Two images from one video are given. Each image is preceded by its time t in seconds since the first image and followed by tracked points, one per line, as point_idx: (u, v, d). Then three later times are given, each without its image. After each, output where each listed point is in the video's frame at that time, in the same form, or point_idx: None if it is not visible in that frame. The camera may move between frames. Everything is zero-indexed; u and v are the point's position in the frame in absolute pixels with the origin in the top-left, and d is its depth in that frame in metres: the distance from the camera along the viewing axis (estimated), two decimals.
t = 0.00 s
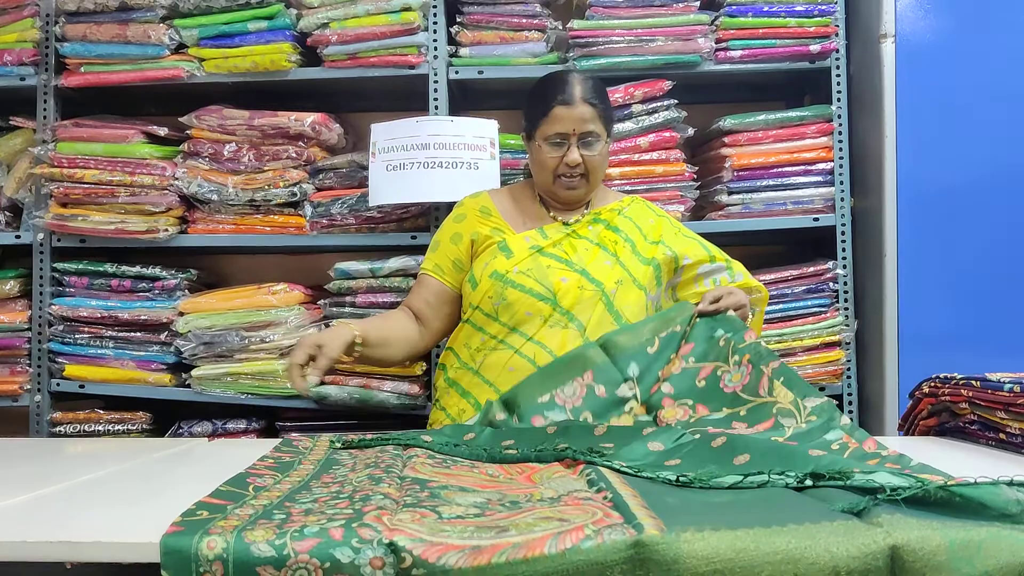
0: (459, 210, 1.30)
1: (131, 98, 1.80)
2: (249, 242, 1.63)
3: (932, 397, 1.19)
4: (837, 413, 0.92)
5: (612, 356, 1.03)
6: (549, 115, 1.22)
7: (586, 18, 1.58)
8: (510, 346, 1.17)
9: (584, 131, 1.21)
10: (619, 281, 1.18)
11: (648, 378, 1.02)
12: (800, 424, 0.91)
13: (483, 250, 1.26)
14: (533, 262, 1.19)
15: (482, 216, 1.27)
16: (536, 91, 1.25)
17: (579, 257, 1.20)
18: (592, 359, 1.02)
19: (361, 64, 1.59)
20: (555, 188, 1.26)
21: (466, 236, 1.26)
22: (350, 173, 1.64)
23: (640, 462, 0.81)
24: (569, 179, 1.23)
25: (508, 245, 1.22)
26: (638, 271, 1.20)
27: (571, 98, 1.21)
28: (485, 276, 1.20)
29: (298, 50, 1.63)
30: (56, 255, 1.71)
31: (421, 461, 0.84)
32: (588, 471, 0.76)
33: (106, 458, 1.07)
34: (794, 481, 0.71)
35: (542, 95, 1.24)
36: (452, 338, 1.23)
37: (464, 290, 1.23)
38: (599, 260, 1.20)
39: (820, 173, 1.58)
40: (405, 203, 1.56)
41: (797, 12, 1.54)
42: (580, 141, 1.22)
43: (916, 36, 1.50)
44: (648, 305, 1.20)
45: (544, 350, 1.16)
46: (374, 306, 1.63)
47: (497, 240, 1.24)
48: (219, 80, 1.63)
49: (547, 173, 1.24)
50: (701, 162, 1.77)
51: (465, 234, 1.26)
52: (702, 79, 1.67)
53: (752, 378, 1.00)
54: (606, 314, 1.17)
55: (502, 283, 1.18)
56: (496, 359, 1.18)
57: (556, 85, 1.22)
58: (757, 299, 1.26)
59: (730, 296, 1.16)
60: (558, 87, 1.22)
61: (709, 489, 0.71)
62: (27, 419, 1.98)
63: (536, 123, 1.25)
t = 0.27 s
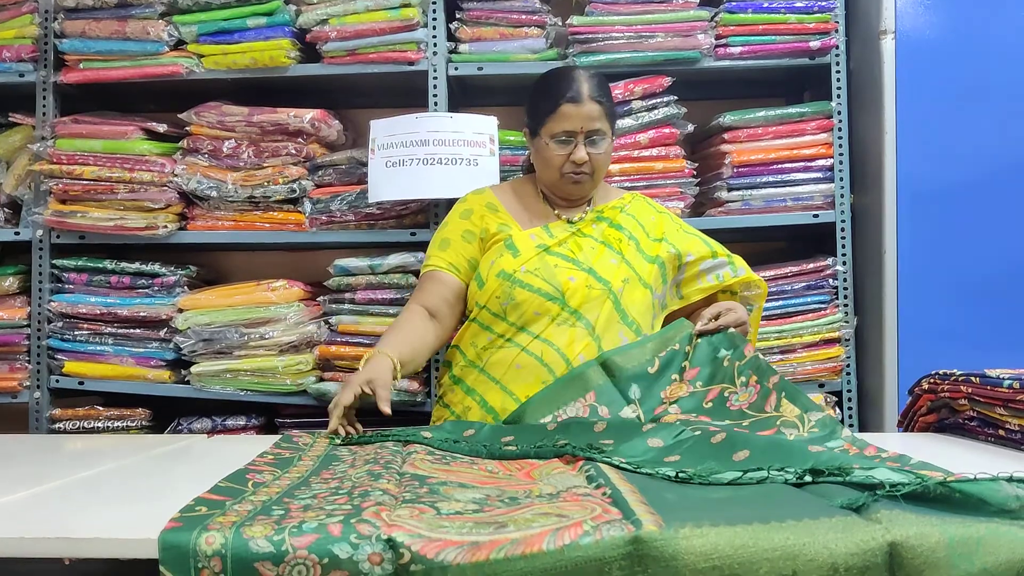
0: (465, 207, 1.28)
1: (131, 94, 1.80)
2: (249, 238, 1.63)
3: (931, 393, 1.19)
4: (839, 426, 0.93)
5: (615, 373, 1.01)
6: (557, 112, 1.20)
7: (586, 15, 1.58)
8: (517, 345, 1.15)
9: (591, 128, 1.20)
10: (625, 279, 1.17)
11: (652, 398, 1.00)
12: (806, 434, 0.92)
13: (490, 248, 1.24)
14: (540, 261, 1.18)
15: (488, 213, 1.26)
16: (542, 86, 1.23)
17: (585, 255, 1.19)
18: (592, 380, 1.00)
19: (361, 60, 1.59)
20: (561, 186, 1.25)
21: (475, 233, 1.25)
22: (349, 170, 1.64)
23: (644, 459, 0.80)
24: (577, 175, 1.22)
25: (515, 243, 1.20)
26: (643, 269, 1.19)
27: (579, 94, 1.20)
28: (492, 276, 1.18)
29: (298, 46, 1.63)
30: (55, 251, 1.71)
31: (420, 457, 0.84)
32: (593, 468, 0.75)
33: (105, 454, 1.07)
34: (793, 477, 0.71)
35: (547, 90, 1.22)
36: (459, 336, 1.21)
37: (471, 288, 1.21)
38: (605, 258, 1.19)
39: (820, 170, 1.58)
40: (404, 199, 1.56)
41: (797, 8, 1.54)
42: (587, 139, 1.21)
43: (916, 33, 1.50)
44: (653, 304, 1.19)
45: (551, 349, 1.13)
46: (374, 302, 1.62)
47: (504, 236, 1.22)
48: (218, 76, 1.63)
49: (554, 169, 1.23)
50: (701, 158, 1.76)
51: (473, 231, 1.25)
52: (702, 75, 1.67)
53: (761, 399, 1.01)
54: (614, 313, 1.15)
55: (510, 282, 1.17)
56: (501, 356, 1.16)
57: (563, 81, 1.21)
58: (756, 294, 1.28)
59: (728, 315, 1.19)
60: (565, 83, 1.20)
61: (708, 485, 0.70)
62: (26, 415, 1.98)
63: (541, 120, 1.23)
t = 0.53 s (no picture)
0: (475, 201, 1.24)
1: (130, 92, 1.80)
2: (249, 236, 1.63)
3: (931, 390, 1.19)
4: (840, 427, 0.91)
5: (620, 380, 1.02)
6: (571, 109, 1.19)
7: (586, 12, 1.58)
8: (528, 344, 1.14)
9: (605, 127, 1.19)
10: (636, 279, 1.17)
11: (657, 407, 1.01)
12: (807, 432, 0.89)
13: (501, 244, 1.21)
14: (551, 260, 1.17)
15: (498, 208, 1.22)
16: (556, 80, 1.21)
17: (596, 255, 1.19)
18: (596, 388, 1.01)
19: (360, 58, 1.59)
20: (572, 184, 1.23)
21: (486, 229, 1.21)
22: (349, 168, 1.64)
23: (646, 457, 0.80)
24: (588, 173, 1.21)
25: (526, 240, 1.18)
26: (653, 269, 1.19)
27: (593, 92, 1.18)
28: (503, 273, 1.16)
29: (297, 44, 1.63)
30: (55, 249, 1.71)
31: (420, 455, 0.84)
32: (597, 467, 0.74)
33: (105, 452, 1.07)
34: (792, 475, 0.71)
35: (561, 86, 1.20)
36: (467, 333, 1.20)
37: (481, 284, 1.18)
38: (615, 258, 1.19)
39: (820, 168, 1.58)
40: (404, 197, 1.55)
41: (797, 5, 1.54)
42: (601, 137, 1.20)
43: (916, 30, 1.50)
44: (662, 304, 1.19)
45: (563, 348, 1.13)
46: (373, 300, 1.62)
47: (516, 233, 1.20)
48: (218, 74, 1.63)
49: (565, 167, 1.22)
50: (701, 156, 1.76)
51: (484, 226, 1.21)
52: (701, 73, 1.67)
53: (762, 406, 1.03)
54: (625, 313, 1.16)
55: (521, 281, 1.15)
56: (507, 355, 1.15)
57: (578, 78, 1.19)
58: (757, 295, 1.28)
59: (732, 325, 1.19)
60: (581, 80, 1.19)
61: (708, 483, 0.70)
62: (26, 413, 1.98)
63: (553, 116, 1.21)
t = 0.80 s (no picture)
0: (487, 200, 1.24)
1: (130, 92, 1.80)
2: (249, 237, 1.63)
3: (930, 391, 1.19)
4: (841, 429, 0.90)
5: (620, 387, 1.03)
6: (589, 109, 1.20)
7: (586, 12, 1.58)
8: (542, 345, 1.14)
9: (623, 129, 1.20)
10: (649, 281, 1.18)
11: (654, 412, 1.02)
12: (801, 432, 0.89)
13: (514, 244, 1.20)
14: (565, 261, 1.17)
15: (511, 208, 1.22)
16: (575, 81, 1.22)
17: (609, 257, 1.19)
18: (596, 396, 1.01)
19: (360, 58, 1.59)
20: (587, 184, 1.24)
21: (499, 229, 1.20)
22: (349, 168, 1.64)
23: (646, 457, 0.80)
24: (604, 175, 1.22)
25: (540, 240, 1.18)
26: (665, 272, 1.20)
27: (613, 95, 1.19)
28: (516, 274, 1.15)
29: (297, 45, 1.63)
30: (55, 249, 1.71)
31: (420, 456, 0.84)
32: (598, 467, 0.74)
33: (105, 453, 1.07)
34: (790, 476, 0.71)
35: (580, 87, 1.21)
36: (478, 333, 1.19)
37: (493, 284, 1.18)
38: (628, 260, 1.19)
39: (819, 168, 1.58)
40: (404, 197, 1.56)
41: (797, 6, 1.54)
42: (618, 139, 1.21)
43: (916, 30, 1.50)
44: (675, 306, 1.20)
45: (576, 349, 1.13)
46: (373, 301, 1.62)
47: (529, 233, 1.19)
48: (217, 74, 1.63)
49: (581, 168, 1.22)
50: (701, 156, 1.76)
51: (495, 226, 1.20)
52: (701, 73, 1.67)
53: (764, 414, 1.03)
54: (638, 314, 1.16)
55: (535, 282, 1.14)
56: (518, 356, 1.15)
57: (597, 79, 1.20)
58: (765, 295, 1.30)
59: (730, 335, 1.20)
60: (601, 82, 1.20)
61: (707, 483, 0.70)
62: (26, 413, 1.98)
63: (571, 117, 1.22)
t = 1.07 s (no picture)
0: (500, 200, 1.24)
1: (130, 94, 1.80)
2: (249, 239, 1.63)
3: (931, 393, 1.19)
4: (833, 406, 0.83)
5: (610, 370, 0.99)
6: (601, 109, 1.23)
7: (586, 14, 1.58)
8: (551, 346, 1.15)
9: (634, 129, 1.23)
10: (660, 284, 1.17)
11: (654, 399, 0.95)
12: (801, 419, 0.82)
13: (526, 246, 1.22)
14: (576, 265, 1.18)
15: (525, 209, 1.23)
16: (588, 82, 1.26)
17: (620, 260, 1.20)
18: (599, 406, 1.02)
19: (360, 60, 1.59)
20: (598, 183, 1.26)
21: (512, 230, 1.22)
22: (349, 170, 1.64)
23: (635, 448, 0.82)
24: (614, 175, 1.24)
25: (551, 243, 1.20)
26: (676, 274, 1.19)
27: (622, 95, 1.23)
28: (527, 277, 1.18)
29: (298, 47, 1.63)
30: (55, 251, 1.71)
31: (421, 459, 0.84)
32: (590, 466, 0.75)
33: (106, 455, 1.07)
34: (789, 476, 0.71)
35: (592, 87, 1.24)
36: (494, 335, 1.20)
37: (504, 287, 1.21)
38: (640, 263, 1.19)
39: (820, 170, 1.58)
40: (405, 199, 1.56)
41: (797, 8, 1.54)
42: (628, 138, 1.24)
43: (916, 32, 1.50)
44: (686, 309, 1.18)
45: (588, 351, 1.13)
46: (374, 302, 1.62)
47: (540, 236, 1.21)
48: (218, 76, 1.63)
49: (593, 167, 1.25)
50: (701, 158, 1.76)
51: (508, 227, 1.22)
52: (701, 75, 1.67)
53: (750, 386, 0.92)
54: (648, 318, 1.15)
55: (545, 285, 1.16)
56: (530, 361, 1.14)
57: (609, 79, 1.23)
58: (783, 300, 1.23)
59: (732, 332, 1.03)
60: (611, 82, 1.23)
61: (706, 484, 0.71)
62: (26, 415, 1.98)
63: (582, 118, 1.26)
